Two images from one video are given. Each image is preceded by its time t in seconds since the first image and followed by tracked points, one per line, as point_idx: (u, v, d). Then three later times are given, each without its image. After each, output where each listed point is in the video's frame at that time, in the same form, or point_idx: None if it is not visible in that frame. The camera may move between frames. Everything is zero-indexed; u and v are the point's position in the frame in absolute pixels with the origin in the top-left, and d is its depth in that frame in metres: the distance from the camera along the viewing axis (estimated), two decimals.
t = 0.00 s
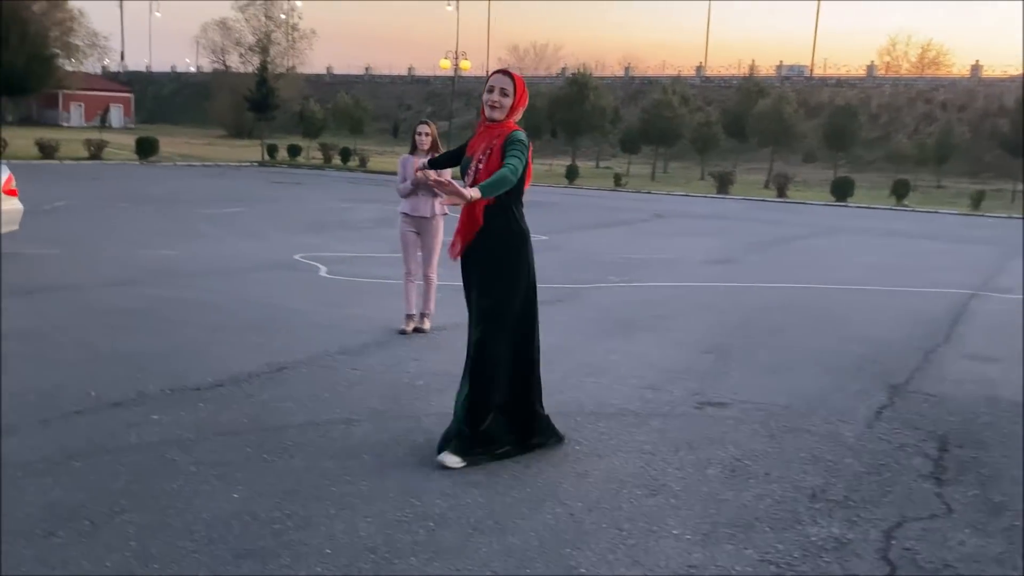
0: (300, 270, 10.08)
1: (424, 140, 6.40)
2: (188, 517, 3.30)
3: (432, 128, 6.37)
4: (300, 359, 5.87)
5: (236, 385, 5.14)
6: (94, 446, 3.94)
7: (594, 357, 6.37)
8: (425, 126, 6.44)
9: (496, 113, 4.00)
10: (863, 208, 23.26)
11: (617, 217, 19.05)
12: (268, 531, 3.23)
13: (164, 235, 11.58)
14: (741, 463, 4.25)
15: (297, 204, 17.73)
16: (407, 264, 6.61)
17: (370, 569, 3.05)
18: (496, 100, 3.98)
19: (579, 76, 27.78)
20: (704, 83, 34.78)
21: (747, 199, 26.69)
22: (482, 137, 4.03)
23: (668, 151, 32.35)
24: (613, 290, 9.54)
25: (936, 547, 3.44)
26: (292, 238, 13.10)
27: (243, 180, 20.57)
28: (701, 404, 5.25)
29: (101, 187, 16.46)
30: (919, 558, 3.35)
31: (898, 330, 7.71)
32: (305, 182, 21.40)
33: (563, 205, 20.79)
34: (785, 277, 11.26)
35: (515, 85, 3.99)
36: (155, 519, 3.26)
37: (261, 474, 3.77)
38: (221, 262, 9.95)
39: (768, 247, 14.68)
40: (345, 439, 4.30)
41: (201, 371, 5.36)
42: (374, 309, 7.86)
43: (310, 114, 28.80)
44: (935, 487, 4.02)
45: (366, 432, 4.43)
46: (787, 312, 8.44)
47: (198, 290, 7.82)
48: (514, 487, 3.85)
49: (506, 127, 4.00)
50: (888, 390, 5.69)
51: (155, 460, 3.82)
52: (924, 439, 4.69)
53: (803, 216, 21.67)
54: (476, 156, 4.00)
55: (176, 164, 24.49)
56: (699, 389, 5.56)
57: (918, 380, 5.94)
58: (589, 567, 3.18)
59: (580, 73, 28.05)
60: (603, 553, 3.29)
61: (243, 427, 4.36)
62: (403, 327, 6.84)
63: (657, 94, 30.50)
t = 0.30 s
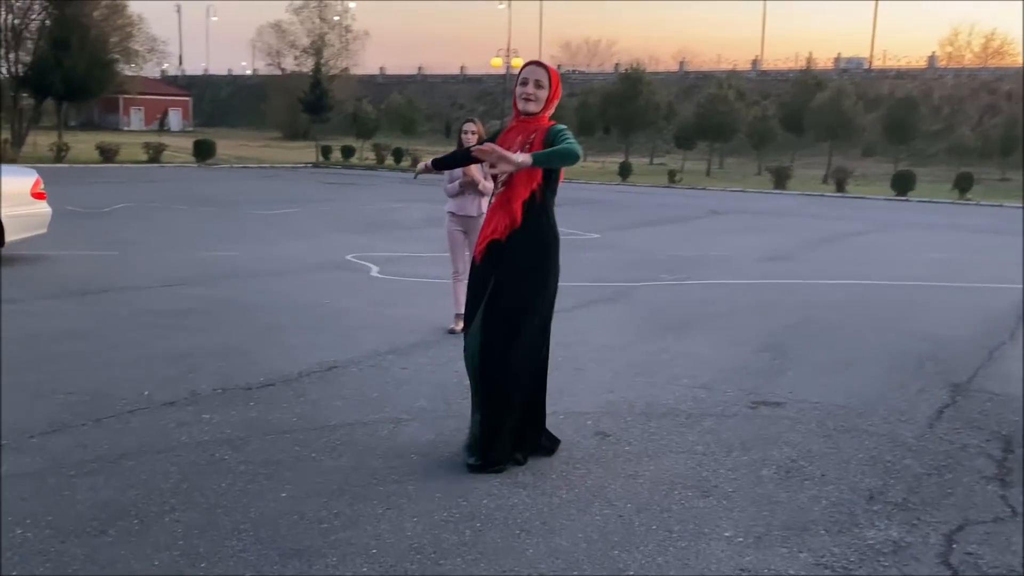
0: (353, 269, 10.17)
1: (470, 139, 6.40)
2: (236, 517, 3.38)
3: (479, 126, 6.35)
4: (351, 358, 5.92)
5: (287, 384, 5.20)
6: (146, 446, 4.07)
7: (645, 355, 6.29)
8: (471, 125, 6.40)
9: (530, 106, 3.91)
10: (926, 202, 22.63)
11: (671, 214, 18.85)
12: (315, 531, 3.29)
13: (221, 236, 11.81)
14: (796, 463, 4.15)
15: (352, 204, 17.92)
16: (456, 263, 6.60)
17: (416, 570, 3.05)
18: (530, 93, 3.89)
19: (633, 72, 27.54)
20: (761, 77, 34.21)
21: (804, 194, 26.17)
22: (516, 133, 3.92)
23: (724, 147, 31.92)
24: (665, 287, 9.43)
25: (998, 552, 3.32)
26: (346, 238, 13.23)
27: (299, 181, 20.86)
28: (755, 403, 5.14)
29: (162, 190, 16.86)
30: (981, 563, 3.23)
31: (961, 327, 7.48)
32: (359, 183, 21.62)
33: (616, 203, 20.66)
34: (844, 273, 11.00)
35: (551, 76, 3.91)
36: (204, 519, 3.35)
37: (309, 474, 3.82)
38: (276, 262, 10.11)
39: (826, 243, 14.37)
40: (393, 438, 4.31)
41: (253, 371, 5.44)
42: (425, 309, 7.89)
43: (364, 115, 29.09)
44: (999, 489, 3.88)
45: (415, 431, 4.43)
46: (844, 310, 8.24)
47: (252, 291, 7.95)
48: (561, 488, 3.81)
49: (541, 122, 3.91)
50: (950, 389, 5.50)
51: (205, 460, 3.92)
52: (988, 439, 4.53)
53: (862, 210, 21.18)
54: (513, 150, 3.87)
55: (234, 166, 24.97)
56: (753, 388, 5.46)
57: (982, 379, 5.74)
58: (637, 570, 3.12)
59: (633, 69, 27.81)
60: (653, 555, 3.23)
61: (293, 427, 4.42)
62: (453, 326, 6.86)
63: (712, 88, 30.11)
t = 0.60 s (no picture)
0: (388, 261, 10.22)
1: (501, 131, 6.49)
2: (257, 505, 3.42)
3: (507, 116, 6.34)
4: (380, 349, 5.93)
5: (315, 374, 5.23)
6: (173, 433, 4.13)
7: (675, 350, 6.22)
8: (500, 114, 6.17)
9: (555, 100, 3.74)
10: (973, 198, 22.10)
11: (711, 207, 18.64)
12: (334, 521, 3.32)
13: (260, 227, 11.94)
14: (824, 463, 4.07)
15: (390, 196, 17.99)
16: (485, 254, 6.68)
17: (433, 563, 3.05)
18: (556, 86, 3.71)
19: (675, 64, 27.24)
20: (806, 69, 33.61)
21: (848, 189, 25.70)
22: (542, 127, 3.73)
23: (767, 141, 31.47)
24: (701, 282, 9.32)
25: None
26: (383, 230, 13.30)
27: (338, 172, 21.00)
28: (786, 400, 5.05)
29: (204, 180, 17.08)
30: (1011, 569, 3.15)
31: (1003, 327, 7.28)
32: (398, 174, 21.70)
33: (655, 196, 20.48)
34: (884, 269, 10.79)
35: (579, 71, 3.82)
36: (225, 507, 3.39)
37: (331, 464, 3.84)
38: (312, 253, 10.18)
39: (869, 239, 14.10)
40: (417, 431, 4.31)
41: (283, 360, 5.49)
42: (457, 301, 7.88)
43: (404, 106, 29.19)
44: None
45: (438, 424, 4.43)
46: (884, 307, 8.07)
47: (285, 282, 8.01)
48: (582, 483, 3.78)
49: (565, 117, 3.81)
50: (989, 389, 5.36)
51: (230, 448, 3.97)
52: None
53: (908, 206, 20.75)
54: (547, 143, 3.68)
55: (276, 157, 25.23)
56: (784, 385, 5.37)
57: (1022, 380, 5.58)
58: (656, 567, 3.08)
59: (675, 61, 27.51)
60: (672, 553, 3.18)
61: (319, 417, 4.45)
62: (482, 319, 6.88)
63: (756, 81, 29.67)
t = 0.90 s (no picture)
0: (398, 254, 10.23)
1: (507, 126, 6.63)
2: (251, 497, 3.43)
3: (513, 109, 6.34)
4: (384, 343, 5.94)
5: (318, 366, 5.25)
6: (173, 423, 4.15)
7: (681, 348, 6.19)
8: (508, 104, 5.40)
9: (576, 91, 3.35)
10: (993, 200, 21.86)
11: (726, 205, 18.53)
12: (328, 514, 3.33)
13: (272, 218, 11.98)
14: (825, 463, 4.03)
15: (405, 190, 18.00)
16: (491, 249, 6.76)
17: (423, 557, 3.05)
18: (581, 76, 3.33)
19: (693, 61, 27.08)
20: (827, 67, 33.32)
21: (866, 189, 25.49)
22: (562, 119, 3.33)
23: (785, 139, 31.19)
24: (711, 280, 9.28)
25: None
26: (395, 223, 13.30)
27: (354, 165, 21.04)
28: (790, 400, 5.01)
29: (219, 171, 17.15)
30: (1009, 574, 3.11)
31: (1016, 329, 7.20)
32: (414, 168, 21.71)
33: (670, 192, 20.38)
34: (898, 270, 10.70)
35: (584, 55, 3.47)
36: (219, 498, 3.40)
37: (328, 456, 3.85)
38: (323, 246, 10.20)
39: (885, 239, 13.97)
40: (417, 425, 4.31)
41: (286, 352, 5.51)
42: (464, 296, 7.88)
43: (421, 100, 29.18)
44: None
45: (438, 418, 4.42)
46: (895, 308, 8.00)
47: (294, 274, 8.03)
48: (579, 480, 3.76)
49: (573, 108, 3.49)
50: (997, 392, 5.30)
51: (228, 439, 3.98)
52: None
53: (926, 206, 20.55)
54: (576, 136, 3.32)
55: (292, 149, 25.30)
56: (788, 385, 5.33)
57: None
58: (648, 566, 3.06)
59: (693, 57, 27.35)
60: (664, 552, 3.17)
61: (319, 409, 4.46)
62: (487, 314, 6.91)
63: (775, 78, 29.45)
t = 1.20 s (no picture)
0: (385, 250, 10.20)
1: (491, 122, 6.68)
2: (224, 491, 3.42)
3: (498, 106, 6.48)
4: (367, 338, 5.92)
5: (297, 362, 5.23)
6: (148, 418, 4.13)
7: (663, 345, 6.20)
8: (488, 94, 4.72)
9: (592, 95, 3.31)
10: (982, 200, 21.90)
11: (716, 204, 18.54)
12: (300, 508, 3.33)
13: (260, 214, 11.94)
14: (800, 460, 4.04)
15: (394, 186, 17.95)
16: (477, 245, 6.78)
17: (393, 552, 3.05)
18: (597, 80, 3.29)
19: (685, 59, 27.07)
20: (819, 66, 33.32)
21: (856, 188, 25.52)
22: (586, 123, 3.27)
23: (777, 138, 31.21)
24: (697, 278, 9.28)
25: (998, 558, 3.20)
26: (384, 219, 13.27)
27: (344, 161, 20.95)
28: (768, 397, 5.02)
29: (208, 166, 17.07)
30: (979, 570, 3.12)
31: (997, 327, 7.23)
32: (405, 164, 21.65)
33: (661, 190, 20.36)
34: (885, 269, 10.72)
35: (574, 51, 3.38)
36: (191, 492, 3.40)
37: (303, 451, 3.84)
38: (310, 241, 10.17)
39: (872, 238, 14.00)
40: (393, 420, 4.30)
41: (267, 347, 5.49)
42: (449, 291, 7.87)
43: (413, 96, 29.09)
44: (1009, 494, 3.73)
45: (416, 413, 4.42)
46: (879, 306, 8.03)
47: (279, 270, 8.01)
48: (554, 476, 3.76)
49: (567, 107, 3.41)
50: (975, 390, 5.33)
51: (204, 433, 3.98)
52: (1006, 443, 4.36)
53: (916, 206, 20.58)
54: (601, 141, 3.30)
55: (282, 145, 25.21)
56: (768, 382, 5.34)
57: (1011, 381, 5.54)
58: (618, 561, 3.07)
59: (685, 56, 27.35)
60: (635, 546, 3.18)
61: (297, 404, 4.45)
62: (472, 310, 6.89)
63: (767, 78, 29.45)
